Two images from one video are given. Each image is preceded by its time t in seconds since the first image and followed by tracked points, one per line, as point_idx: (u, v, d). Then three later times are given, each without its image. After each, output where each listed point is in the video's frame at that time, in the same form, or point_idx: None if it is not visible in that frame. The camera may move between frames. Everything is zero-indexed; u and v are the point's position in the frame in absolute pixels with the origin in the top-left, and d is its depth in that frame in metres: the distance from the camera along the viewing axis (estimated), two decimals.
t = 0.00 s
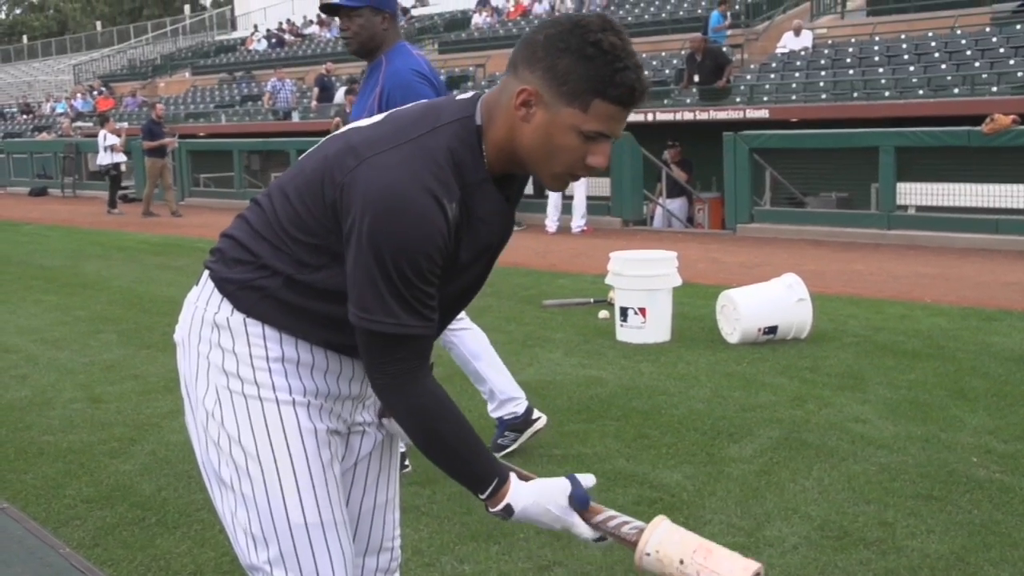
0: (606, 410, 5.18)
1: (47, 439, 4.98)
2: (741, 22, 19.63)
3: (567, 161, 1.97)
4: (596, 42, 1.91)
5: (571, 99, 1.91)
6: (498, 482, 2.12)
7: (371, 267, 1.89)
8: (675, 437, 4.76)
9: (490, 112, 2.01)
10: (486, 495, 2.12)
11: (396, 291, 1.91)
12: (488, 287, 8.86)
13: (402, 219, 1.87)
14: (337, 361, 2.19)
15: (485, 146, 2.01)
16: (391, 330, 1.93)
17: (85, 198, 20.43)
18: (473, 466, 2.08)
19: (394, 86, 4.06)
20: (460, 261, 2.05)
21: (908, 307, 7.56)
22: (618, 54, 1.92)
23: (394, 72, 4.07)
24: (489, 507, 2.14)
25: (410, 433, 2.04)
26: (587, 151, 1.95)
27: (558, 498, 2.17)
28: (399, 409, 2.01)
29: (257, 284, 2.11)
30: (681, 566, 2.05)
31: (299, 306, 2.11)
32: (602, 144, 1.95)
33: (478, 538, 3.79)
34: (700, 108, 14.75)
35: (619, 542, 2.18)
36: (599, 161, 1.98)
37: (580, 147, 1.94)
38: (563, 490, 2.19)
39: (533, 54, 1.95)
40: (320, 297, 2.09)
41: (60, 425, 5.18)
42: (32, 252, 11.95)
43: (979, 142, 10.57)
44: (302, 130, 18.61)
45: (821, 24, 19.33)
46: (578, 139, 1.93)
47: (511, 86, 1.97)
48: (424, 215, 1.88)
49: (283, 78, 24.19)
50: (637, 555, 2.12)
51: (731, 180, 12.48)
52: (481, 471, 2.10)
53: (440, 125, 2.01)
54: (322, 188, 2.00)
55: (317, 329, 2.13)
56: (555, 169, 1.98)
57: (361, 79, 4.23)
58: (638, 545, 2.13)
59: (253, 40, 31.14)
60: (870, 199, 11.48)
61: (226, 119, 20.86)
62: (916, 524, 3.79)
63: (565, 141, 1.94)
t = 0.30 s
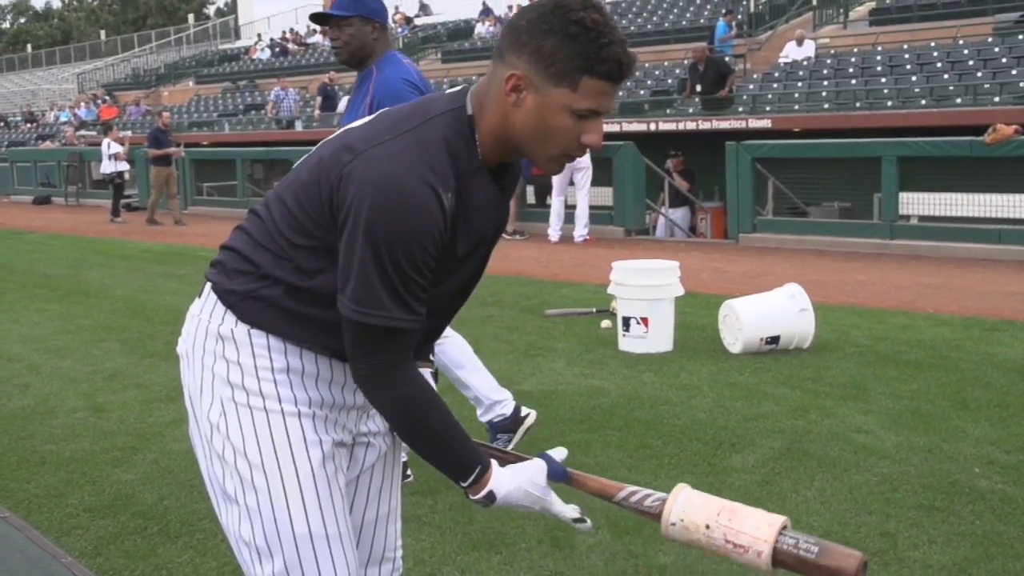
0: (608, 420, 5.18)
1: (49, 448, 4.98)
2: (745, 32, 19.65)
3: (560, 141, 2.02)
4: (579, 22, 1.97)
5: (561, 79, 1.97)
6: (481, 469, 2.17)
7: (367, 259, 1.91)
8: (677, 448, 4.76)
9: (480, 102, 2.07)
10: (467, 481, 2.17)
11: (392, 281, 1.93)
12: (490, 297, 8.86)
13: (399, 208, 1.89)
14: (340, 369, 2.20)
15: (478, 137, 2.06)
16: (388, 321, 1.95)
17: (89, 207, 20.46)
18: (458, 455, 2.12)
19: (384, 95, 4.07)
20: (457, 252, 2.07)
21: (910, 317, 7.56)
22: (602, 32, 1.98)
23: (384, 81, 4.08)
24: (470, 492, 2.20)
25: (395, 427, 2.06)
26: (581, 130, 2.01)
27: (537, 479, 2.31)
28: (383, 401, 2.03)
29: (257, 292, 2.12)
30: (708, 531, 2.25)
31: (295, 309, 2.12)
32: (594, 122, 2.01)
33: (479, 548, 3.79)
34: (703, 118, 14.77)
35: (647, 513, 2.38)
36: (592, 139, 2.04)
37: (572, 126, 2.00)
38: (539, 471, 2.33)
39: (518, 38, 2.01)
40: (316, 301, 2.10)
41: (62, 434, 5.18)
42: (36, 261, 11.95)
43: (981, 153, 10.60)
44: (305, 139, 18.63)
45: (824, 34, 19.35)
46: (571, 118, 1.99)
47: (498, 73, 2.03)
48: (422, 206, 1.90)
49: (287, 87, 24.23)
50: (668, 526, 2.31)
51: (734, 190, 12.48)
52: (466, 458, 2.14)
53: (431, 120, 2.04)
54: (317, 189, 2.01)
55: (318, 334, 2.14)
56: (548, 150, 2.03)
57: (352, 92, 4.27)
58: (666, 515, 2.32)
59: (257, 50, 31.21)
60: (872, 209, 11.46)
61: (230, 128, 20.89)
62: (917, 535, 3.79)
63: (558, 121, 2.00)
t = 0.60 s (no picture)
0: (610, 433, 5.17)
1: (52, 460, 4.98)
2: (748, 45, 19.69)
3: (553, 125, 2.05)
4: (562, 7, 2.01)
5: (548, 64, 2.00)
6: (463, 456, 2.17)
7: (365, 254, 1.91)
8: (680, 461, 4.75)
9: (471, 97, 2.10)
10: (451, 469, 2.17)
11: (388, 275, 1.94)
12: (493, 309, 8.87)
13: (395, 203, 1.90)
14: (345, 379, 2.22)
15: (471, 131, 2.09)
16: (387, 313, 1.97)
17: (93, 219, 20.50)
18: (440, 445, 2.13)
19: (378, 105, 4.12)
20: (455, 248, 2.09)
21: (913, 330, 7.56)
22: (585, 16, 2.02)
23: (379, 93, 4.13)
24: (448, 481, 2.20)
25: (375, 423, 2.07)
26: (572, 113, 2.04)
27: (514, 458, 2.34)
28: (367, 394, 2.03)
29: (259, 304, 2.13)
30: (736, 504, 2.23)
31: (291, 317, 2.12)
32: (585, 105, 2.05)
33: (482, 561, 3.79)
34: (706, 130, 14.78)
35: (671, 494, 2.38)
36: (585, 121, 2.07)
37: (564, 110, 2.03)
38: (514, 451, 2.35)
39: (502, 27, 2.05)
40: (313, 307, 2.11)
41: (65, 447, 5.18)
42: (39, 273, 11.97)
43: (984, 165, 10.60)
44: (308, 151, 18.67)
45: (828, 47, 19.39)
46: (562, 102, 2.02)
47: (486, 64, 2.06)
48: (419, 200, 1.92)
49: (290, 100, 24.29)
50: (694, 504, 2.30)
51: (737, 203, 12.48)
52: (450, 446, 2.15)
53: (423, 118, 2.06)
54: (314, 193, 2.02)
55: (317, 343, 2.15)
56: (541, 136, 2.06)
57: (346, 100, 4.31)
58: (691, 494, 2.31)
59: (261, 62, 31.32)
60: (875, 222, 11.50)
61: (234, 141, 20.95)
62: (921, 549, 3.78)
63: (549, 106, 2.03)
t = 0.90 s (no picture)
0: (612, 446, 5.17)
1: (53, 473, 4.98)
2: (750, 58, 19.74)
3: (545, 113, 2.08)
4: None
5: (534, 51, 2.04)
6: (448, 437, 2.19)
7: (358, 252, 1.92)
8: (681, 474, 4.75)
9: (461, 95, 2.13)
10: (437, 452, 2.19)
11: (382, 271, 1.94)
12: (495, 322, 8.88)
13: (388, 199, 1.91)
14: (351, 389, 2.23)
15: (463, 129, 2.11)
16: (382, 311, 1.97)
17: (96, 230, 20.55)
18: (431, 432, 2.13)
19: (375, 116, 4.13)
20: (452, 247, 2.10)
21: (915, 343, 7.56)
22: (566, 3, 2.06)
23: (376, 105, 4.15)
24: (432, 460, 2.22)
25: (367, 421, 2.08)
26: (564, 99, 2.07)
27: (501, 448, 2.37)
28: (358, 390, 2.03)
29: (259, 319, 2.14)
30: (755, 467, 2.24)
31: (287, 326, 2.13)
32: (574, 89, 2.08)
33: None
34: (708, 143, 14.79)
35: (685, 468, 2.39)
36: (577, 106, 2.10)
37: (555, 96, 2.06)
38: (502, 439, 2.38)
39: (485, 23, 2.08)
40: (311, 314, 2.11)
41: (67, 459, 5.18)
42: (42, 285, 11.97)
43: (986, 178, 10.61)
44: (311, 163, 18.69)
45: (829, 60, 19.45)
46: (553, 88, 2.06)
47: (472, 62, 2.10)
48: (412, 196, 1.93)
49: (293, 112, 24.35)
50: (711, 474, 2.31)
51: (739, 214, 12.49)
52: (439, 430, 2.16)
53: (414, 119, 2.08)
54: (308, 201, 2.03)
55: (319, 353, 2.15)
56: (534, 125, 2.09)
57: (341, 111, 4.32)
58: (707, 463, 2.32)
59: (264, 74, 31.39)
60: (877, 235, 11.50)
61: (237, 152, 21.01)
62: (923, 563, 3.78)
63: (539, 94, 2.06)
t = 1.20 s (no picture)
0: (615, 461, 5.17)
1: (56, 489, 4.99)
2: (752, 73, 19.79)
3: (538, 105, 2.10)
4: None
5: (524, 47, 2.07)
6: (452, 432, 2.19)
7: (354, 256, 1.91)
8: (684, 490, 4.75)
9: (450, 100, 2.14)
10: (441, 449, 2.19)
11: (380, 272, 1.93)
12: (497, 337, 8.88)
13: (384, 201, 1.91)
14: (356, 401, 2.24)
15: (454, 134, 2.12)
16: (379, 314, 1.96)
17: (99, 245, 20.57)
18: (430, 432, 2.13)
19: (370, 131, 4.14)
20: (448, 250, 2.09)
21: (918, 358, 7.55)
22: None
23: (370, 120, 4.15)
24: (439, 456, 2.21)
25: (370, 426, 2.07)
26: (556, 90, 2.11)
27: (505, 441, 2.35)
28: (358, 394, 2.02)
29: (258, 337, 2.15)
30: (763, 419, 2.20)
31: (286, 340, 2.13)
32: (564, 80, 2.12)
33: None
34: (710, 158, 14.80)
35: (698, 431, 2.36)
36: (568, 94, 2.13)
37: (547, 87, 2.09)
38: (504, 434, 2.36)
39: (470, 23, 2.10)
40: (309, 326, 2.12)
41: (70, 475, 5.19)
42: (45, 300, 11.99)
43: (988, 193, 10.67)
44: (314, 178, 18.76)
45: (831, 74, 19.51)
46: (545, 80, 2.09)
47: (459, 64, 2.12)
48: (404, 197, 1.92)
49: (297, 127, 24.44)
50: (722, 435, 2.28)
51: (742, 229, 12.49)
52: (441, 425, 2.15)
53: (405, 125, 2.09)
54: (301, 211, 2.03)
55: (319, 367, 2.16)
56: (526, 119, 2.11)
57: (337, 127, 4.34)
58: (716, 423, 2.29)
59: (267, 89, 31.51)
60: (879, 249, 11.50)
61: (240, 167, 21.07)
62: None
63: (531, 88, 2.08)
